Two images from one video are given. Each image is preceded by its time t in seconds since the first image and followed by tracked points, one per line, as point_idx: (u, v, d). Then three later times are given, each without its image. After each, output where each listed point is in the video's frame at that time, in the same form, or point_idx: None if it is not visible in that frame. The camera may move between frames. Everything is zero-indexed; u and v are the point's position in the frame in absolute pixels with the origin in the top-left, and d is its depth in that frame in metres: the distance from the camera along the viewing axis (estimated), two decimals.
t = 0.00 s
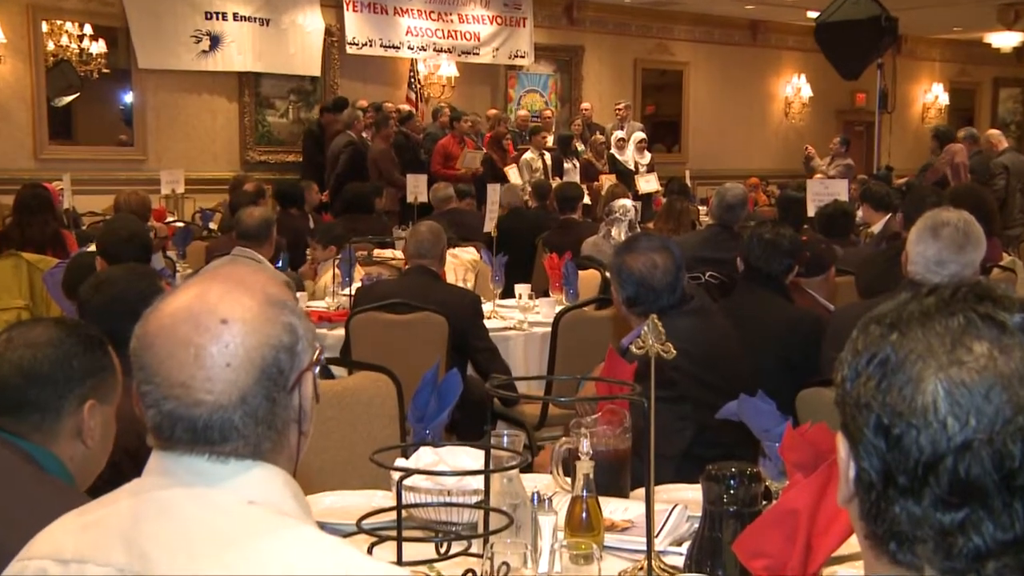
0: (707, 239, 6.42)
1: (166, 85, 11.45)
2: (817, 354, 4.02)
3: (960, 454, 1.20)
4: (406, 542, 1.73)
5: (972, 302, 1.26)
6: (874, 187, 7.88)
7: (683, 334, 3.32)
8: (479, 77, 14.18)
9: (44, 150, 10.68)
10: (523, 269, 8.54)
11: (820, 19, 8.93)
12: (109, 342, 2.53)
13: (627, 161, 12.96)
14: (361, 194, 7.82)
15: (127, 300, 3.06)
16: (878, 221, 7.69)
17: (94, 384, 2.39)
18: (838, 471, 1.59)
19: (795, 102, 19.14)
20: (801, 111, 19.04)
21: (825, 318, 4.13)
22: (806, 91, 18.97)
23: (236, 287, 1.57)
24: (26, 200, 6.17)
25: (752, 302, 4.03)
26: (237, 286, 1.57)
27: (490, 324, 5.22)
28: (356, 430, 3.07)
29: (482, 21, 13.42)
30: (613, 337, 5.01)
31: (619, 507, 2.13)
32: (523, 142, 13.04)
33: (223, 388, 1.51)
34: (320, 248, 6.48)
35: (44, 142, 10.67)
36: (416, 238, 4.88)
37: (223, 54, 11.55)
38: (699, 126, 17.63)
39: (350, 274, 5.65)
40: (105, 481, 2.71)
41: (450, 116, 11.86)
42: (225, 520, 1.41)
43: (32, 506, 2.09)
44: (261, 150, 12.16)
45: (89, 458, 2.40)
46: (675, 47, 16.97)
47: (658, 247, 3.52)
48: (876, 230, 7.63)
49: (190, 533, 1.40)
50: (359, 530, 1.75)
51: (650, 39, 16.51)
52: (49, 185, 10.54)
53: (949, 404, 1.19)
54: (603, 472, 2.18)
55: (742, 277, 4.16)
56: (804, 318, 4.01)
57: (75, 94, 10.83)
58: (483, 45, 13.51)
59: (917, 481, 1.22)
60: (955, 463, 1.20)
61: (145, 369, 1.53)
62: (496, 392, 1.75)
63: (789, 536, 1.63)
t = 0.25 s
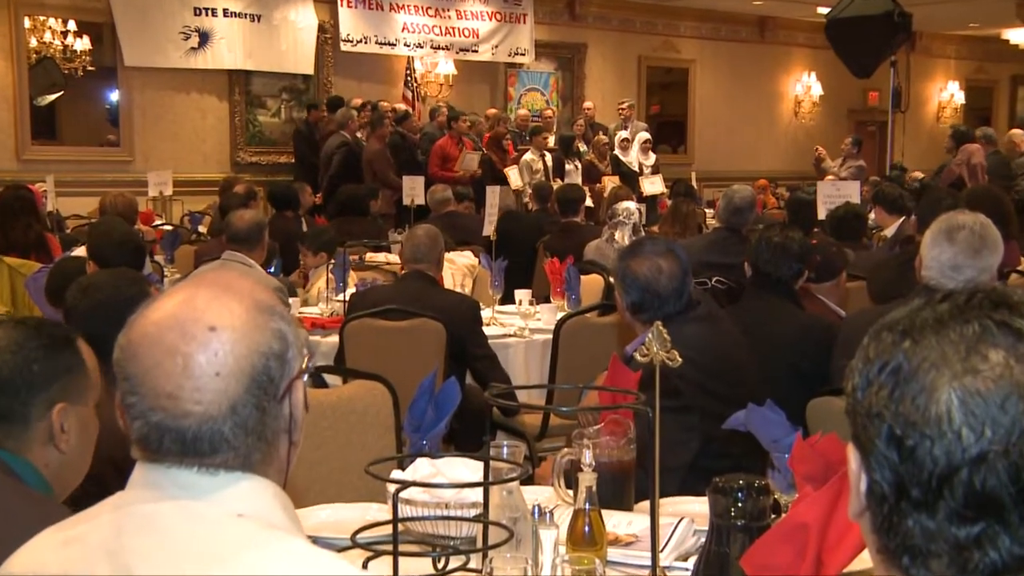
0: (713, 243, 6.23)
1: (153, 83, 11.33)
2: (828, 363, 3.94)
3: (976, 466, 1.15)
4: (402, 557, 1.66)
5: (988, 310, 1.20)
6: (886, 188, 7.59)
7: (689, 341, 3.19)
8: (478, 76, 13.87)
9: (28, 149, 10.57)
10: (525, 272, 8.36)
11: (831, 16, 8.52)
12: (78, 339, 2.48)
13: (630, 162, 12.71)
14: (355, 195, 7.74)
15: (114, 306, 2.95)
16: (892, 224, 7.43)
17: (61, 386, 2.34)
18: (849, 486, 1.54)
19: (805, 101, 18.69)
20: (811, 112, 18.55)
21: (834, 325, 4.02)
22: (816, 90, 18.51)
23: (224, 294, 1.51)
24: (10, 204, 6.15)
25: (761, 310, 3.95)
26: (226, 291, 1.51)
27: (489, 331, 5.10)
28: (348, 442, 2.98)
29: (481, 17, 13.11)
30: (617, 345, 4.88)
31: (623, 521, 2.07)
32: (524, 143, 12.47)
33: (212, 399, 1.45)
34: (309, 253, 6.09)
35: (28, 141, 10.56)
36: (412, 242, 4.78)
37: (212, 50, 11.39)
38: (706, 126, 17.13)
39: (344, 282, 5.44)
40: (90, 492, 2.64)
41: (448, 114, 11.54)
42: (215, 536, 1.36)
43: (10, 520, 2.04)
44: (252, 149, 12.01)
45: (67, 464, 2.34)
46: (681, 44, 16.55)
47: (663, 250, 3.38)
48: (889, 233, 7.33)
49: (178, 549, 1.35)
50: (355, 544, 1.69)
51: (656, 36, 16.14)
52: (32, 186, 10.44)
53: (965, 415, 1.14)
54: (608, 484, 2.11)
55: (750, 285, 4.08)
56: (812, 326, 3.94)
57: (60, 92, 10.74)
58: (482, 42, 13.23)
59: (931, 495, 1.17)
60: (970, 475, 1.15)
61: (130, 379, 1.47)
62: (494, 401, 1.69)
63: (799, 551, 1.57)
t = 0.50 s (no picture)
0: (719, 247, 5.86)
1: (140, 81, 11.25)
2: (837, 369, 3.84)
3: (989, 477, 1.10)
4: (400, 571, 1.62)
5: (1005, 316, 1.15)
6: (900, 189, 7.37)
7: (694, 348, 3.08)
8: (477, 74, 13.57)
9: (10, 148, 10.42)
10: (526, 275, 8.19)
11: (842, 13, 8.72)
12: (31, 331, 2.43)
13: (633, 162, 12.27)
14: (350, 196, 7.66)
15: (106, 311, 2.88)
16: (903, 226, 7.21)
17: (17, 383, 2.30)
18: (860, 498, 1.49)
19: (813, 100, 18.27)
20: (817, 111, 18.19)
21: (843, 330, 3.91)
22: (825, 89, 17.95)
23: (215, 299, 1.46)
24: None
25: (770, 313, 3.83)
26: (217, 297, 1.46)
27: (488, 337, 5.00)
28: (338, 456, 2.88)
29: (480, 14, 12.82)
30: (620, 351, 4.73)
31: (626, 534, 2.02)
32: (523, 142, 12.11)
33: (203, 408, 1.40)
34: (303, 257, 5.90)
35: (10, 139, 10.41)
36: (409, 245, 4.64)
37: (202, 46, 11.28)
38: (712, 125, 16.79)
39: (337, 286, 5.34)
40: (77, 504, 2.59)
41: (447, 113, 11.15)
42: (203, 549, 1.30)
43: None
44: (244, 150, 11.87)
45: (26, 462, 2.30)
46: (686, 40, 16.22)
47: (666, 253, 3.25)
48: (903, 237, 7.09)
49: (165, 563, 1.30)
50: (350, 558, 1.65)
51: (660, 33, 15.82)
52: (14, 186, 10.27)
53: (979, 425, 1.09)
54: (610, 495, 2.06)
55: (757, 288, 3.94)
56: (821, 331, 3.83)
57: (44, 90, 10.61)
58: (481, 39, 12.95)
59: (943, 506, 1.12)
60: (984, 486, 1.10)
61: (118, 386, 1.42)
62: (495, 409, 1.63)
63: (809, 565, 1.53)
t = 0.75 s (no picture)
0: (725, 250, 5.58)
1: (127, 77, 10.34)
2: (848, 376, 3.59)
3: (1007, 488, 1.04)
4: None
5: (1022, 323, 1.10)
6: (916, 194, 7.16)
7: (700, 355, 2.96)
8: (475, 72, 12.75)
9: None
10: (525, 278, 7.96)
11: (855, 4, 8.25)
12: None
13: (638, 162, 11.85)
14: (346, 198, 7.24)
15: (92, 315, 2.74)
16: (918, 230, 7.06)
17: None
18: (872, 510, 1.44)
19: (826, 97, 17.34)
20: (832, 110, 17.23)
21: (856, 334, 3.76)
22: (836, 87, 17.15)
23: (206, 306, 1.40)
24: None
25: (777, 319, 3.61)
26: (208, 303, 1.41)
27: (487, 344, 4.85)
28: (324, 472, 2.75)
29: (477, 8, 12.08)
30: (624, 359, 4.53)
31: (630, 547, 1.97)
32: (523, 142, 11.27)
33: (194, 416, 1.35)
34: (296, 258, 5.82)
35: None
36: (405, 249, 4.44)
37: (189, 44, 10.28)
38: (724, 123, 15.89)
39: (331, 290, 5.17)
40: (61, 517, 2.55)
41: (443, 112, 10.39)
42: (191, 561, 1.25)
43: None
44: (234, 149, 10.89)
45: None
46: (693, 36, 15.31)
47: (671, 257, 3.12)
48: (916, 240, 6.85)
49: None
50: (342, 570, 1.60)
51: (668, 29, 14.98)
52: None
53: (995, 435, 1.04)
54: (615, 510, 1.99)
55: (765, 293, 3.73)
56: (830, 338, 3.59)
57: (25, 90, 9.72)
58: (479, 35, 12.22)
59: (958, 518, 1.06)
60: (1000, 498, 1.05)
61: (105, 395, 1.36)
62: (495, 420, 1.58)
63: None
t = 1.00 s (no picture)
0: (732, 253, 5.49)
1: (114, 75, 10.13)
2: (859, 384, 3.45)
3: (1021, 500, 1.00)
4: None
5: None
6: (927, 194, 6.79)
7: (707, 362, 2.84)
8: (474, 69, 12.44)
9: None
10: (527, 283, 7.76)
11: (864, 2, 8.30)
12: None
13: (642, 163, 11.71)
14: (340, 200, 7.13)
15: (80, 324, 2.63)
16: (932, 231, 6.77)
17: None
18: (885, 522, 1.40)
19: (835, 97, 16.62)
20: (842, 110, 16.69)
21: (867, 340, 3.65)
22: (846, 85, 16.39)
23: (201, 312, 1.36)
24: None
25: (786, 325, 3.50)
26: (202, 310, 1.37)
27: (486, 351, 4.74)
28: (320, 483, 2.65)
29: (477, 5, 11.78)
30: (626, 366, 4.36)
31: (633, 560, 1.92)
32: (523, 142, 11.02)
33: (189, 425, 1.31)
34: (290, 260, 5.77)
35: None
36: (401, 252, 4.33)
37: (180, 38, 10.03)
38: (729, 123, 15.41)
39: (325, 296, 4.99)
40: (48, 528, 2.51)
41: (439, 112, 10.18)
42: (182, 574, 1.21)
43: None
44: (225, 150, 10.70)
45: None
46: (697, 33, 14.79)
47: (677, 260, 2.95)
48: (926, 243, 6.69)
49: None
50: None
51: (670, 26, 14.44)
52: None
53: (1009, 444, 0.99)
54: (617, 521, 1.94)
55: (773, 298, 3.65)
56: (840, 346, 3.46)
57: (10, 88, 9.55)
58: (479, 32, 11.90)
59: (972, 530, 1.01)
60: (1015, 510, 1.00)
61: (96, 402, 1.32)
62: (494, 428, 1.53)
63: None
